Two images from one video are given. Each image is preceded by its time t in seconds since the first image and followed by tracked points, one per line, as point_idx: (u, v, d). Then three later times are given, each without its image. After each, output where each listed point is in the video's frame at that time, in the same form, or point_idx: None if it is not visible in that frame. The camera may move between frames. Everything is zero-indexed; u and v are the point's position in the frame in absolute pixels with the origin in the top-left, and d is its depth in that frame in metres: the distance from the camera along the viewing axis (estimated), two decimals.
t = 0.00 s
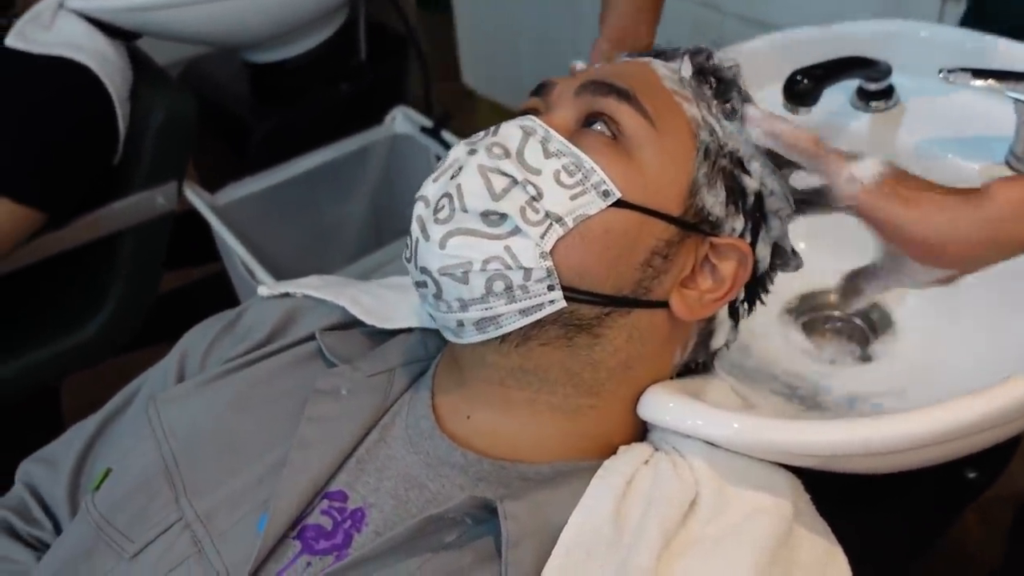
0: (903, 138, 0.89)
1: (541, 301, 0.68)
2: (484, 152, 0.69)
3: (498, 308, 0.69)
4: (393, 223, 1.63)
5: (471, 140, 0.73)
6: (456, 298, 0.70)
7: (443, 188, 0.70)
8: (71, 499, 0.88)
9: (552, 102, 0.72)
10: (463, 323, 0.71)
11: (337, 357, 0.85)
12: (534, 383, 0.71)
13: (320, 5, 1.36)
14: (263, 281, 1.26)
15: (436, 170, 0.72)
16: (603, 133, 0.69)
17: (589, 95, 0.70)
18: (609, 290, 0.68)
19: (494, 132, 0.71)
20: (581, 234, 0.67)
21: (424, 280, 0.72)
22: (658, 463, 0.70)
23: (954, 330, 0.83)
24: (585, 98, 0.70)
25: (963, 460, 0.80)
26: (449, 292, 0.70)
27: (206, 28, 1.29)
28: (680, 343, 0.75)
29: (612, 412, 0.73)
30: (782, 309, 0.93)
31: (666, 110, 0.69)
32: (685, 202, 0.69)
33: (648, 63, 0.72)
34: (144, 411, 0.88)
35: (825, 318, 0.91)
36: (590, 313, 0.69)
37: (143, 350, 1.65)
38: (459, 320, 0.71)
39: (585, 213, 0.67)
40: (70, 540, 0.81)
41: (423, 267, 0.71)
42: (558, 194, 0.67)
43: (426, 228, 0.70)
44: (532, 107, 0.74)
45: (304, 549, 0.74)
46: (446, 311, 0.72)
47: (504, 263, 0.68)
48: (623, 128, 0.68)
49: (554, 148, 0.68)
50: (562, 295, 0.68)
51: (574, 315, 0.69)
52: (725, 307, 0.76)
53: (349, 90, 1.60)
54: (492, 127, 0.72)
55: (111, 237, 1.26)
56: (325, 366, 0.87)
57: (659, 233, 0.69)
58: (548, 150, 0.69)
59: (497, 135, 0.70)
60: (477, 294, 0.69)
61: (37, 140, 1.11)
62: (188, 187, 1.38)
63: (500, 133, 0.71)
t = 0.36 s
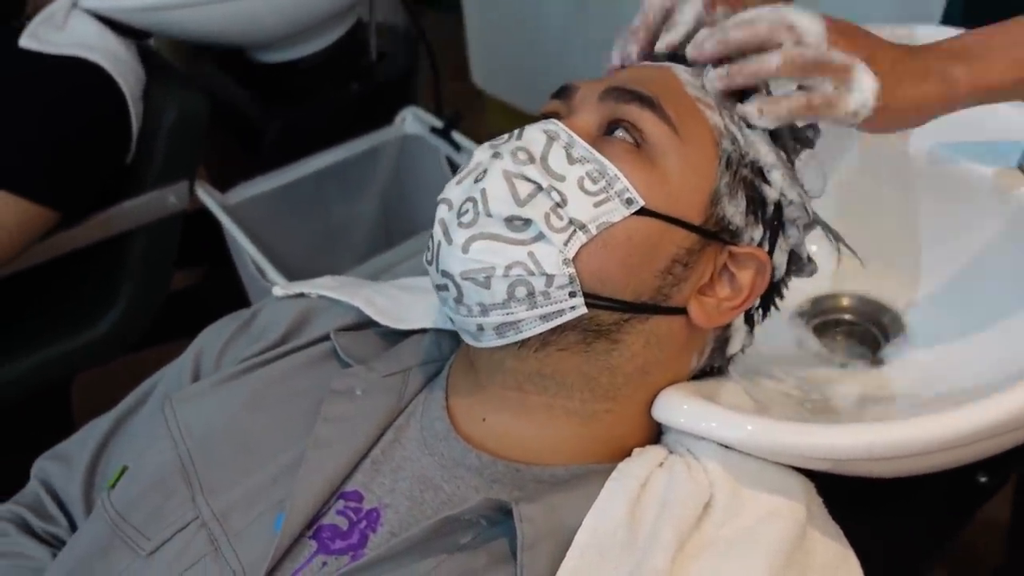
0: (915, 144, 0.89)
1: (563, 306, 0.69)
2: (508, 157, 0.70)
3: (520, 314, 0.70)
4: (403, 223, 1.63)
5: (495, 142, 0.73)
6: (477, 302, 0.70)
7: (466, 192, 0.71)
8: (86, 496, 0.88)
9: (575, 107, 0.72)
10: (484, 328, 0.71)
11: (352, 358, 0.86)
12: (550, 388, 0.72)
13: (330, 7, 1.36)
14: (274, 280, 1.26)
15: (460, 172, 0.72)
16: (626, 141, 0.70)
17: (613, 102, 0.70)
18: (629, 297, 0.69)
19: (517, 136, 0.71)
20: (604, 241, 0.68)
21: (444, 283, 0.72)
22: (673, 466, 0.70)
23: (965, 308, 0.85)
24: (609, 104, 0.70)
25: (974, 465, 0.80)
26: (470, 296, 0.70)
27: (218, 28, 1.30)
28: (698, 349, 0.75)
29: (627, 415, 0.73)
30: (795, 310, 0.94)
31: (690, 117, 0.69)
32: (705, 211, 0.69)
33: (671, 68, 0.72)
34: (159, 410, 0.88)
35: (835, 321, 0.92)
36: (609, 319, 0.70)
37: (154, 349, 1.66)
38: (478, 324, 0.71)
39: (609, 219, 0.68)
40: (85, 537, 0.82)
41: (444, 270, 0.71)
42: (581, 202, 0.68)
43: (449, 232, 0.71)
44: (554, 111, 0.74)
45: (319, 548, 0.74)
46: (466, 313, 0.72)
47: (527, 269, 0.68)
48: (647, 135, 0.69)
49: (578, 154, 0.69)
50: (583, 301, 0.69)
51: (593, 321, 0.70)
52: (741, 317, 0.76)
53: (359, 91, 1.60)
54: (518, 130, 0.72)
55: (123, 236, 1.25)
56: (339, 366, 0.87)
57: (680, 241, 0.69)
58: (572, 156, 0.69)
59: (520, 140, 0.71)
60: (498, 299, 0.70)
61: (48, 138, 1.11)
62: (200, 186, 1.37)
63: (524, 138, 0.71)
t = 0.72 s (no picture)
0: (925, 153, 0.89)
1: (584, 319, 0.69)
2: (533, 168, 0.70)
3: (541, 325, 0.70)
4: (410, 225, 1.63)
5: (518, 151, 0.74)
6: (498, 312, 0.71)
7: (489, 202, 0.71)
8: (97, 496, 0.89)
9: (597, 118, 0.72)
10: (503, 337, 0.72)
11: (363, 360, 0.86)
12: (563, 397, 0.72)
13: (339, 11, 1.37)
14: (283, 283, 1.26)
15: (482, 181, 0.73)
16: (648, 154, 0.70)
17: (635, 114, 0.70)
18: (649, 312, 0.69)
19: (542, 147, 0.72)
20: (625, 256, 0.68)
21: (466, 292, 0.72)
22: (684, 470, 0.70)
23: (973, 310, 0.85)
24: (632, 117, 0.70)
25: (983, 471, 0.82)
26: (492, 306, 0.71)
27: (228, 31, 1.30)
28: (713, 359, 0.75)
29: (639, 420, 0.73)
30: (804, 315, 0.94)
31: (713, 130, 0.69)
32: (727, 226, 0.69)
33: (694, 81, 0.72)
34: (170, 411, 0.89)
35: (846, 325, 0.92)
36: (628, 331, 0.70)
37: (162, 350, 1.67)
38: (499, 333, 0.72)
39: (632, 234, 0.68)
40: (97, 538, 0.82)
41: (466, 278, 0.72)
42: (605, 215, 0.68)
43: (473, 242, 0.71)
44: (574, 120, 0.74)
45: (331, 550, 0.75)
46: (486, 323, 0.72)
47: (550, 281, 0.69)
48: (670, 151, 0.68)
49: (602, 166, 0.69)
50: (604, 314, 0.69)
51: (612, 334, 0.70)
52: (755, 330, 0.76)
53: (368, 94, 1.60)
54: (541, 141, 0.73)
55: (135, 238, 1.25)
56: (350, 368, 0.88)
57: (700, 256, 0.69)
58: (596, 169, 0.69)
59: (545, 150, 0.71)
60: (520, 310, 0.70)
61: (60, 140, 1.12)
62: (209, 189, 1.37)
63: (548, 148, 0.71)
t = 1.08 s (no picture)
0: (925, 153, 0.88)
1: (590, 327, 0.69)
2: (539, 174, 0.70)
3: (547, 333, 0.70)
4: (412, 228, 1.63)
5: (523, 157, 0.73)
6: (504, 320, 0.71)
7: (493, 209, 0.71)
8: (98, 503, 0.89)
9: (602, 122, 0.72)
10: (509, 344, 0.71)
11: (364, 366, 0.86)
12: (566, 406, 0.72)
13: (339, 16, 1.37)
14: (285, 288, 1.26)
15: (487, 188, 0.72)
16: (653, 160, 0.70)
17: (641, 119, 0.70)
18: (655, 318, 0.69)
19: (547, 152, 0.72)
20: (632, 263, 0.68)
21: (471, 300, 0.72)
22: (687, 476, 0.70)
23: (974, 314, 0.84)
24: (638, 122, 0.71)
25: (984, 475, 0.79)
26: (497, 314, 0.71)
27: (228, 36, 1.30)
28: (717, 365, 0.75)
29: (642, 427, 0.74)
30: (805, 320, 0.94)
31: (719, 135, 0.69)
32: (733, 232, 0.69)
33: (698, 85, 0.72)
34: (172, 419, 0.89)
35: (848, 328, 0.92)
36: (634, 339, 0.70)
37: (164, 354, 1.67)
38: (504, 341, 0.71)
39: (639, 241, 0.68)
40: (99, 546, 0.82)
41: (471, 286, 0.71)
42: (611, 222, 0.68)
43: (478, 250, 0.71)
44: (578, 124, 0.75)
45: (335, 559, 0.75)
46: (492, 331, 0.72)
47: (557, 289, 0.69)
48: (677, 156, 0.69)
49: (608, 172, 0.69)
50: (611, 322, 0.69)
51: (618, 341, 0.70)
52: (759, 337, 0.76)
53: (370, 98, 1.60)
54: (546, 146, 0.72)
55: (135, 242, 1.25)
56: (351, 375, 0.88)
57: (706, 262, 0.69)
58: (602, 174, 0.69)
59: (550, 157, 0.71)
60: (527, 318, 0.70)
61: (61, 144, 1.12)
62: (210, 192, 1.37)
63: (553, 154, 0.71)
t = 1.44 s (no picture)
0: (924, 159, 0.87)
1: (592, 341, 0.68)
2: (541, 186, 0.69)
3: (549, 346, 0.69)
4: (406, 234, 1.62)
5: (524, 167, 0.72)
6: (506, 333, 0.70)
7: (494, 222, 0.70)
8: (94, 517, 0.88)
9: (603, 130, 0.72)
10: (510, 357, 0.71)
11: (362, 378, 0.86)
12: (564, 418, 0.72)
13: (334, 21, 1.36)
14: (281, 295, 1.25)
15: (487, 200, 0.71)
16: (655, 170, 0.69)
17: (642, 128, 0.70)
18: (659, 330, 0.69)
19: (548, 162, 0.70)
20: (635, 275, 0.68)
21: (472, 313, 0.71)
22: (688, 486, 0.69)
23: (975, 319, 0.84)
24: (639, 131, 0.70)
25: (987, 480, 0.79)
26: (499, 327, 0.70)
27: (221, 42, 1.29)
28: (720, 373, 0.75)
29: (642, 438, 0.73)
30: (805, 325, 0.93)
31: (723, 144, 0.69)
32: (736, 242, 0.69)
33: (699, 92, 0.72)
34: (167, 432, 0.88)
35: (846, 333, 0.91)
36: (637, 351, 0.69)
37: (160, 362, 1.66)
38: (505, 354, 0.71)
39: (641, 253, 0.67)
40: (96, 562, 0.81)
41: (473, 300, 0.71)
42: (614, 234, 0.67)
43: (479, 262, 0.70)
44: (579, 131, 0.74)
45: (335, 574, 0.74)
46: (493, 343, 0.71)
47: (559, 303, 0.68)
48: (680, 167, 0.68)
49: (610, 183, 0.69)
50: (614, 335, 0.68)
51: (621, 353, 0.69)
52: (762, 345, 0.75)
53: (364, 104, 1.59)
54: (547, 156, 0.71)
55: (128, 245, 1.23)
56: (348, 386, 0.87)
57: (710, 273, 0.69)
58: (604, 186, 0.69)
59: (551, 167, 0.70)
60: (529, 331, 0.69)
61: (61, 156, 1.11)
62: (205, 198, 1.36)
63: (555, 164, 0.70)
